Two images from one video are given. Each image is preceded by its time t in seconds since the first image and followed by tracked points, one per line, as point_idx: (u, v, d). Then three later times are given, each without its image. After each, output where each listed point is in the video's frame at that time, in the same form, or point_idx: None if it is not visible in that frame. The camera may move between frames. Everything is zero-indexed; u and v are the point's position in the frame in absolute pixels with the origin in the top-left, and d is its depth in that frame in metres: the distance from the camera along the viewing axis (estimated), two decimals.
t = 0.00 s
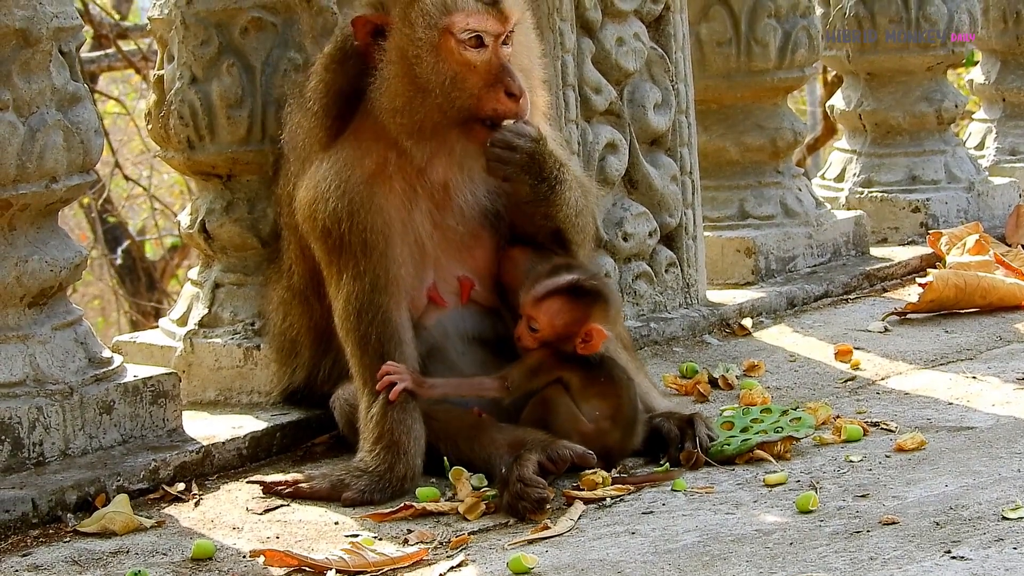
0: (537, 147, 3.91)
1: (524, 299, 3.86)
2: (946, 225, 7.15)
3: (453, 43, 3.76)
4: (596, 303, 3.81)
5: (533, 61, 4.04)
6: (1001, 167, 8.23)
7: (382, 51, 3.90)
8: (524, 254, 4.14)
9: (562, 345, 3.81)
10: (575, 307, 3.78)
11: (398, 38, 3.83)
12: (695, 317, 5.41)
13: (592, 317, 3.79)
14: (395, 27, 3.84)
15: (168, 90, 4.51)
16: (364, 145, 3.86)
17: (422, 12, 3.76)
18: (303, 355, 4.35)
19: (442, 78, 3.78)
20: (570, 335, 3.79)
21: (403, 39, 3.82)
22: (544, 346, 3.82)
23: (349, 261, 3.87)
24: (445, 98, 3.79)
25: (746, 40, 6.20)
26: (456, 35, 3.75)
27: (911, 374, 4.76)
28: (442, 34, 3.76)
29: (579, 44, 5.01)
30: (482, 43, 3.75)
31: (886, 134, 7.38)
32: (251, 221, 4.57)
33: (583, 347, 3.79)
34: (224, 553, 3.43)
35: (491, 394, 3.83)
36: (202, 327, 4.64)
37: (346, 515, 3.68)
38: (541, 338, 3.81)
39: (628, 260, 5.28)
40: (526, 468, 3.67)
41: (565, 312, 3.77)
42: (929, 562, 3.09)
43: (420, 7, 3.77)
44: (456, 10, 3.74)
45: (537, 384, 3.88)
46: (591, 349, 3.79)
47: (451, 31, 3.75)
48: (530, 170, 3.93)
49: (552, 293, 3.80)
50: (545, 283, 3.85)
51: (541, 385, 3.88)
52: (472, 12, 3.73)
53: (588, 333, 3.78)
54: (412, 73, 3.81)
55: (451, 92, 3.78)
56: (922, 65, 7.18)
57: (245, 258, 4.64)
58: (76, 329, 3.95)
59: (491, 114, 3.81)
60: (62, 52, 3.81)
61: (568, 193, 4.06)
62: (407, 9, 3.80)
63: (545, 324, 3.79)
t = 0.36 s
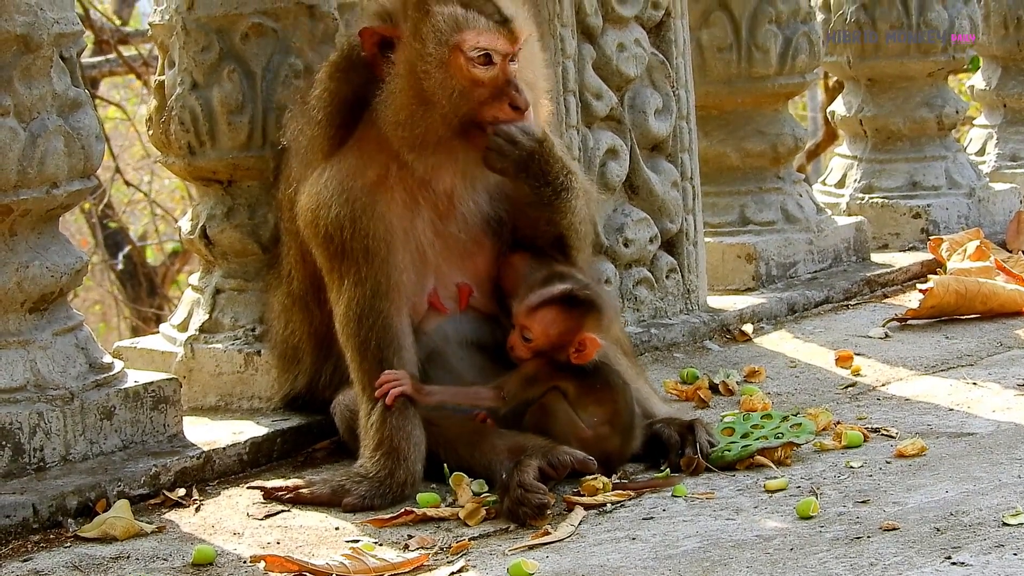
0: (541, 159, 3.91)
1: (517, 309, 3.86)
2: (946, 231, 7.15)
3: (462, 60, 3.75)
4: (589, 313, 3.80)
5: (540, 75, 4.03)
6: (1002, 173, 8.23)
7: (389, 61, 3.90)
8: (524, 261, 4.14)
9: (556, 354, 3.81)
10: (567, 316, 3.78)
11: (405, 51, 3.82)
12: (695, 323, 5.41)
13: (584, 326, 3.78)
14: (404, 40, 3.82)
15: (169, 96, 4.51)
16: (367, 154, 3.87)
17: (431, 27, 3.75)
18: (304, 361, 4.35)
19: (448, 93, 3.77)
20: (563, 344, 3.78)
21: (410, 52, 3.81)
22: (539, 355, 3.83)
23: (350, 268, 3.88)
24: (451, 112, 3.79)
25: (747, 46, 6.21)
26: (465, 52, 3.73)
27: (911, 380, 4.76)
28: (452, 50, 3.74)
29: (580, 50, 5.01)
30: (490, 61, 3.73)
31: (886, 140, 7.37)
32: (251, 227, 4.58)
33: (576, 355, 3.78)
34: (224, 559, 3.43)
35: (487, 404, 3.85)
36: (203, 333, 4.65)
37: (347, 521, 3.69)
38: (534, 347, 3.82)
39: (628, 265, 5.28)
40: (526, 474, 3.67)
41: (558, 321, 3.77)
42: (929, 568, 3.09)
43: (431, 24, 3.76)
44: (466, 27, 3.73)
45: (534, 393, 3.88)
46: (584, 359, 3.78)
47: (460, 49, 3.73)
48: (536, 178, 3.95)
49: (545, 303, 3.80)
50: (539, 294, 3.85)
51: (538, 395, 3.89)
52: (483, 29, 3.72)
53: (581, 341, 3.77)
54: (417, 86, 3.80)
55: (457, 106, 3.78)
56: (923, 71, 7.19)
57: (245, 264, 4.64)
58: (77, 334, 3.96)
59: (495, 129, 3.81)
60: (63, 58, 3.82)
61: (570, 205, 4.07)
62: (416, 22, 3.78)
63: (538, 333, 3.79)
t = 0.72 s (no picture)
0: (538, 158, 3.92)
1: (500, 317, 3.88)
2: (947, 235, 7.14)
3: (457, 56, 3.76)
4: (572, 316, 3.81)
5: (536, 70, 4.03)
6: (1002, 178, 8.23)
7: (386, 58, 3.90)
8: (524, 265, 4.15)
9: (542, 359, 3.82)
10: (550, 318, 3.79)
11: (402, 45, 3.83)
12: (696, 327, 5.42)
13: (567, 328, 3.78)
14: (398, 36, 3.84)
15: (171, 100, 4.52)
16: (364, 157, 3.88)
17: (426, 21, 3.76)
18: (306, 367, 4.36)
19: (444, 87, 3.79)
20: (549, 347, 3.79)
21: (406, 48, 3.82)
22: (526, 362, 3.84)
23: (349, 272, 3.89)
24: (448, 109, 3.80)
25: (747, 51, 6.22)
26: (460, 47, 3.75)
27: (912, 384, 4.76)
28: (447, 45, 3.76)
29: (581, 54, 5.02)
30: (485, 56, 3.75)
31: (887, 144, 7.38)
32: (252, 231, 4.58)
33: (562, 358, 3.77)
34: (225, 563, 3.43)
35: (483, 417, 3.85)
36: (204, 337, 4.65)
37: (347, 525, 3.69)
38: (520, 353, 3.83)
39: (629, 270, 5.29)
40: (527, 478, 3.67)
41: (541, 325, 3.79)
42: (930, 572, 3.09)
43: (427, 17, 3.76)
44: (463, 22, 3.74)
45: (529, 403, 3.89)
46: (571, 361, 3.77)
47: (455, 43, 3.75)
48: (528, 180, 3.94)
49: (527, 308, 3.82)
50: (520, 299, 3.87)
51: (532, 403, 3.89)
52: (479, 27, 3.74)
53: (566, 342, 3.75)
54: (415, 82, 3.82)
55: (454, 103, 3.79)
56: (924, 75, 7.20)
57: (246, 268, 4.65)
58: (78, 339, 3.96)
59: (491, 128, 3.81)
60: (64, 62, 3.82)
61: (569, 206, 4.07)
62: (411, 19, 3.80)
63: (523, 339, 3.81)
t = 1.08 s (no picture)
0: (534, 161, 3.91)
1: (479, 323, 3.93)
2: (947, 236, 7.15)
3: (452, 59, 3.76)
4: (548, 312, 3.86)
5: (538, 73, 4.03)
6: (1003, 179, 8.23)
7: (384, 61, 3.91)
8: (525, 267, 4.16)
9: (523, 359, 3.85)
10: (526, 317, 3.84)
11: (395, 51, 3.84)
12: (697, 328, 5.42)
13: (544, 325, 3.83)
14: (394, 39, 3.85)
15: (171, 102, 4.52)
16: (365, 158, 3.88)
17: (416, 25, 3.78)
18: (305, 368, 4.36)
19: (439, 91, 3.79)
20: (528, 346, 3.83)
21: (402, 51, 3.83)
22: (507, 364, 3.88)
23: (352, 273, 3.88)
24: (444, 112, 3.80)
25: (748, 52, 6.22)
26: (454, 49, 3.75)
27: (913, 386, 4.76)
28: (440, 48, 3.76)
29: (582, 55, 5.03)
30: (480, 58, 3.75)
31: (888, 145, 7.39)
32: (253, 232, 4.59)
33: (543, 356, 3.81)
34: (226, 564, 3.43)
35: (485, 423, 3.84)
36: (205, 338, 4.65)
37: (348, 527, 3.69)
38: (500, 356, 3.87)
39: (630, 271, 5.29)
40: (528, 479, 3.66)
41: (517, 324, 3.83)
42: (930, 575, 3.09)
43: (419, 20, 3.78)
44: (456, 24, 3.75)
45: (529, 404, 3.91)
46: (553, 357, 3.80)
47: (449, 46, 3.75)
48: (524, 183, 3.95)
49: (501, 309, 3.87)
50: (496, 303, 3.92)
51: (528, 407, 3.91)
52: (472, 29, 3.73)
53: (545, 340, 3.79)
54: (412, 85, 3.82)
55: (449, 106, 3.79)
56: (924, 76, 7.20)
57: (247, 269, 4.65)
58: (79, 340, 3.96)
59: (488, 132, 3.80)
60: (65, 64, 3.82)
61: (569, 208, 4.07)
62: (406, 22, 3.81)
63: (502, 341, 3.85)
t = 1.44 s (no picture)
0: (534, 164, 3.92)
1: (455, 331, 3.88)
2: (949, 236, 7.15)
3: (451, 67, 3.76)
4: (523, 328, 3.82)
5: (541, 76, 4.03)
6: (1004, 178, 8.24)
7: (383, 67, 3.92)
8: (525, 268, 4.17)
9: (497, 372, 3.80)
10: (503, 329, 3.81)
11: (392, 62, 3.84)
12: (698, 328, 5.42)
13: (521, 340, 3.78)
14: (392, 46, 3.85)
15: (172, 102, 4.52)
16: (366, 161, 3.88)
17: (414, 35, 3.77)
18: (307, 367, 4.36)
19: (437, 100, 3.78)
20: (504, 358, 3.78)
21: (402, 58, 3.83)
22: (481, 376, 3.82)
23: (354, 273, 3.88)
24: (441, 120, 3.80)
25: (749, 52, 6.22)
26: (452, 59, 3.74)
27: (914, 386, 4.76)
28: (439, 57, 3.75)
29: (582, 55, 5.03)
30: (480, 66, 3.75)
31: (889, 145, 7.39)
32: (254, 232, 4.59)
33: (518, 371, 3.75)
34: (228, 565, 3.43)
35: (478, 444, 3.82)
36: (206, 339, 4.65)
37: (350, 527, 3.69)
38: (474, 366, 3.82)
39: (631, 271, 5.29)
40: (529, 479, 3.66)
41: (494, 336, 3.79)
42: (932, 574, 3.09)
43: (415, 31, 3.77)
44: (452, 34, 3.74)
45: (523, 417, 3.86)
46: (527, 372, 3.75)
47: (447, 56, 3.74)
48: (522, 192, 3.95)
49: (478, 319, 3.83)
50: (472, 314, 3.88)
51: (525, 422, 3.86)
52: (469, 37, 3.73)
53: (520, 355, 3.74)
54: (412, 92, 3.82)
55: (447, 114, 3.79)
56: (925, 76, 7.20)
57: (248, 270, 4.66)
58: (80, 340, 3.96)
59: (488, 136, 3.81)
60: (66, 65, 3.82)
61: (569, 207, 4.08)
62: (404, 29, 3.80)
63: (477, 352, 3.80)
